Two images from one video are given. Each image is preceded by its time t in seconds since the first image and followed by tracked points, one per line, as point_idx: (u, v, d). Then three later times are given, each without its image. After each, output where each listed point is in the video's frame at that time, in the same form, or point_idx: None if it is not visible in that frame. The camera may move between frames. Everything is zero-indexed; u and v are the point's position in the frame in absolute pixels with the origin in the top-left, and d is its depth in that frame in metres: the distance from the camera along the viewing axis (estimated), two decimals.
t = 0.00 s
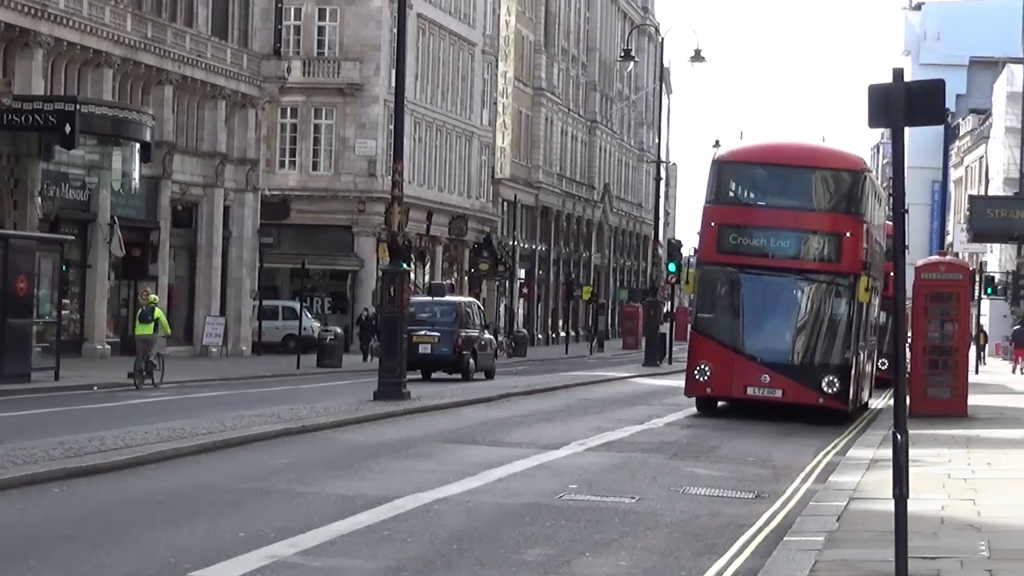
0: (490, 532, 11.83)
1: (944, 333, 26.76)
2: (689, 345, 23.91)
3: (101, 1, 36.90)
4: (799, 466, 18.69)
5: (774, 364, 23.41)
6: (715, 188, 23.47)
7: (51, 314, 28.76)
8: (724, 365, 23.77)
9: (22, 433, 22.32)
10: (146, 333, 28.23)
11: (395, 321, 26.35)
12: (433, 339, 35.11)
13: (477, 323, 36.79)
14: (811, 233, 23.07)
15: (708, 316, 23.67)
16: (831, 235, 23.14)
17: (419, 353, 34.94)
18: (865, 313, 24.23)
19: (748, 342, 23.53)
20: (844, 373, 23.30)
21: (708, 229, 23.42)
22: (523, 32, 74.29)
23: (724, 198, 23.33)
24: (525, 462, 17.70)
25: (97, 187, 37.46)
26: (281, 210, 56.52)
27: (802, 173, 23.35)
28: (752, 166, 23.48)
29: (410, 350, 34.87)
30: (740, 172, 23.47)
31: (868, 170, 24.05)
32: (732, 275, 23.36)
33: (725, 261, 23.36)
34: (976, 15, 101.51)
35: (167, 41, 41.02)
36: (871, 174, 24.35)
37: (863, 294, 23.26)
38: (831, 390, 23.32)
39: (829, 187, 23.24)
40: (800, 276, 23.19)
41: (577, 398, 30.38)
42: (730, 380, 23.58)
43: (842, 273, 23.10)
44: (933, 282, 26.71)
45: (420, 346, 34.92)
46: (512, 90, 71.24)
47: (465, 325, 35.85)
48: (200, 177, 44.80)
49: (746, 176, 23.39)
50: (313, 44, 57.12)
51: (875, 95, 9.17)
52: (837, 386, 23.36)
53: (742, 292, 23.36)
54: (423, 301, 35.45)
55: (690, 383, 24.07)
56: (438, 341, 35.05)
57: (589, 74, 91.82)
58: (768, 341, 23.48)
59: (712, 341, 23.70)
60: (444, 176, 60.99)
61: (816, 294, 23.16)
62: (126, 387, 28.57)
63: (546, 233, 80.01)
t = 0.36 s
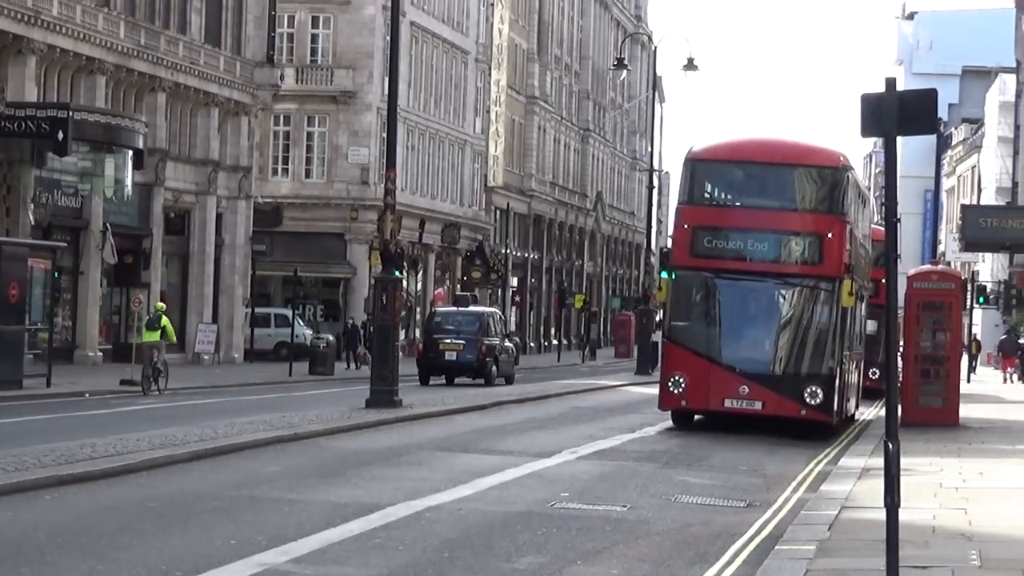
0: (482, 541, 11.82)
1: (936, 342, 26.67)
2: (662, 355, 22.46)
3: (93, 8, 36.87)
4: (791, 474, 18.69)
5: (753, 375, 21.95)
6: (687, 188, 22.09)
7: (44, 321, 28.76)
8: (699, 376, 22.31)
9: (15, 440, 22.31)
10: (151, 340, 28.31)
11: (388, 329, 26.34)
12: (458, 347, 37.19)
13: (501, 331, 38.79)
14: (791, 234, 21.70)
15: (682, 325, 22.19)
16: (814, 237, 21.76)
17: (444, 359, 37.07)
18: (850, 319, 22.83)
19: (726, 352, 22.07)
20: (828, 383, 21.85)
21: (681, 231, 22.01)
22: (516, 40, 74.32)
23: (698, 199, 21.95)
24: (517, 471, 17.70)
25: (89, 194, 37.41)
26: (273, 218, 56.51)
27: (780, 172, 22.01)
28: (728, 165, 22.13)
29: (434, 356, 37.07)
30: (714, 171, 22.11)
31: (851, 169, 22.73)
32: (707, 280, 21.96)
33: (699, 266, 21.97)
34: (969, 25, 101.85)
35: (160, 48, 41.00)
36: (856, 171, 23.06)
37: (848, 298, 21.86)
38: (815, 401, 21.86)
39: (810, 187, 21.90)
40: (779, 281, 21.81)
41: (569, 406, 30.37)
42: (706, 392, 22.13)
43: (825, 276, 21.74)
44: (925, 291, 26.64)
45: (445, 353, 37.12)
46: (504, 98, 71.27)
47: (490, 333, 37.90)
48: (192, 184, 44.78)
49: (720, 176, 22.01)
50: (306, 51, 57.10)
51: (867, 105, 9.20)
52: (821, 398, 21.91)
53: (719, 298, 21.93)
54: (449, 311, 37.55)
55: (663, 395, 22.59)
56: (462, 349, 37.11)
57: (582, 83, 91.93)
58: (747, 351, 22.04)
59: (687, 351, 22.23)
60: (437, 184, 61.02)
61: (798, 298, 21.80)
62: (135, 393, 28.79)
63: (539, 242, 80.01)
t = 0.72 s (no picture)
0: (473, 547, 11.82)
1: (927, 348, 26.85)
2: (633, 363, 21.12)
3: (86, 14, 36.82)
4: (782, 482, 18.67)
5: (731, 384, 20.62)
6: (662, 185, 20.83)
7: (35, 327, 28.67)
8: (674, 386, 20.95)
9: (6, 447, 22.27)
10: (151, 347, 28.15)
11: (378, 335, 26.27)
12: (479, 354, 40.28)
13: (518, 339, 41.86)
14: (771, 234, 20.43)
15: (656, 331, 20.85)
16: (796, 237, 20.50)
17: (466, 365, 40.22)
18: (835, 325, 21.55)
19: (703, 360, 20.73)
20: (810, 392, 20.55)
21: (654, 230, 20.74)
22: (508, 47, 74.31)
23: (673, 196, 20.69)
24: (508, 477, 17.70)
25: (81, 201, 37.35)
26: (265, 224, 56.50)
27: (760, 168, 20.79)
28: (705, 160, 20.90)
29: (458, 363, 40.21)
30: (689, 166, 20.88)
31: (835, 166, 21.53)
32: (682, 282, 20.66)
33: (673, 267, 20.68)
34: (961, 31, 102.08)
35: (151, 54, 40.93)
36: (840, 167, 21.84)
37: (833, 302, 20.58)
38: (796, 412, 20.56)
39: (792, 183, 20.69)
40: (759, 283, 20.54)
41: (560, 413, 30.34)
42: (680, 402, 20.79)
43: (808, 278, 20.47)
44: (916, 298, 26.75)
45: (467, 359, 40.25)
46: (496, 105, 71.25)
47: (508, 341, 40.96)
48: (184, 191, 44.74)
49: (696, 172, 20.78)
50: (297, 57, 57.05)
51: (858, 112, 9.19)
52: (803, 408, 20.60)
53: (694, 301, 20.62)
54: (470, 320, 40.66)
55: (635, 406, 21.21)
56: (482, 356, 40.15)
57: (573, 90, 91.98)
58: (724, 359, 20.70)
59: (660, 359, 20.88)
60: (429, 191, 61.01)
61: (778, 302, 20.51)
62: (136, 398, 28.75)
63: (530, 248, 79.98)
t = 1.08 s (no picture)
0: (469, 553, 11.82)
1: (923, 355, 26.79)
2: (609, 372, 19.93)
3: (82, 21, 36.80)
4: (778, 488, 18.68)
5: (713, 394, 19.45)
6: (641, 183, 19.82)
7: (31, 334, 28.64)
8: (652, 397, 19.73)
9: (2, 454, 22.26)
10: (150, 353, 28.05)
11: (375, 340, 26.20)
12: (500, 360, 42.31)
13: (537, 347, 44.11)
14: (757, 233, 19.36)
15: (633, 338, 19.67)
16: (784, 237, 19.44)
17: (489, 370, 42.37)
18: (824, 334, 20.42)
19: (682, 368, 19.54)
20: (797, 403, 19.38)
21: (632, 230, 19.69)
22: (505, 53, 74.38)
23: (653, 194, 19.67)
24: (504, 483, 17.69)
25: (76, 208, 37.32)
26: (262, 231, 56.57)
27: (746, 164, 19.78)
28: (688, 155, 19.92)
29: (481, 368, 42.37)
30: (671, 162, 19.89)
31: (826, 164, 20.54)
32: (661, 285, 19.55)
33: (652, 269, 19.59)
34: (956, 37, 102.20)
35: (147, 61, 40.88)
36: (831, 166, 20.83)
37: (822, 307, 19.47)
38: (783, 424, 19.37)
39: (779, 180, 19.65)
40: (744, 286, 19.45)
41: (557, 419, 30.33)
42: (659, 414, 19.59)
43: (796, 282, 19.40)
44: (912, 304, 26.66)
45: (489, 365, 42.37)
46: (493, 111, 71.27)
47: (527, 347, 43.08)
48: (179, 197, 44.72)
49: (678, 169, 19.78)
50: (293, 63, 57.05)
51: (854, 118, 9.22)
52: (789, 421, 19.41)
53: (674, 305, 19.51)
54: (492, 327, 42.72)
55: (609, 418, 20.00)
56: (504, 361, 42.23)
57: (569, 95, 92.03)
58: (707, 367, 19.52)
59: (636, 367, 19.70)
60: (425, 198, 61.02)
61: (764, 306, 19.42)
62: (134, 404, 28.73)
63: (526, 255, 80.01)
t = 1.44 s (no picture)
0: (469, 560, 11.80)
1: (922, 360, 26.84)
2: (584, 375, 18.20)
3: (82, 27, 36.78)
4: (778, 494, 18.64)
5: (696, 398, 17.71)
6: (613, 171, 18.02)
7: (31, 339, 28.63)
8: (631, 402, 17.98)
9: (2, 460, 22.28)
10: (145, 359, 27.98)
11: (374, 346, 26.24)
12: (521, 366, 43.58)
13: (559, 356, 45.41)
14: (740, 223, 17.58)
15: (609, 339, 17.92)
16: (772, 228, 17.63)
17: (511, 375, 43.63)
18: (817, 330, 18.71)
19: (664, 371, 17.80)
20: (788, 406, 17.64)
21: (605, 223, 17.89)
22: (504, 59, 74.43)
23: (628, 184, 17.86)
24: (504, 489, 17.64)
25: (76, 214, 37.27)
26: (261, 237, 56.49)
27: (729, 147, 17.96)
28: (665, 141, 18.09)
29: (503, 374, 43.63)
30: (646, 149, 18.06)
31: (816, 146, 18.72)
32: (638, 281, 17.83)
33: (628, 265, 17.85)
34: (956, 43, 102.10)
35: (146, 67, 40.87)
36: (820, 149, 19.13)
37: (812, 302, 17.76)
38: (772, 429, 17.64)
39: (765, 166, 17.83)
40: (728, 280, 17.71)
41: (557, 424, 30.31)
42: (638, 420, 17.86)
43: (784, 275, 17.67)
44: (911, 310, 26.74)
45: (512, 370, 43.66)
46: (493, 116, 71.28)
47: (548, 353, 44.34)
48: (179, 204, 44.71)
49: (654, 155, 17.95)
50: (293, 69, 57.03)
51: (853, 124, 9.21)
52: (780, 425, 17.65)
53: (653, 302, 17.78)
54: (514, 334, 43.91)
55: (586, 425, 18.25)
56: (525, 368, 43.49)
57: (569, 101, 92.04)
58: (690, 369, 17.76)
59: (613, 370, 17.94)
60: (425, 204, 61.02)
61: (750, 302, 17.69)
62: (134, 409, 28.74)
63: (526, 261, 80.02)
